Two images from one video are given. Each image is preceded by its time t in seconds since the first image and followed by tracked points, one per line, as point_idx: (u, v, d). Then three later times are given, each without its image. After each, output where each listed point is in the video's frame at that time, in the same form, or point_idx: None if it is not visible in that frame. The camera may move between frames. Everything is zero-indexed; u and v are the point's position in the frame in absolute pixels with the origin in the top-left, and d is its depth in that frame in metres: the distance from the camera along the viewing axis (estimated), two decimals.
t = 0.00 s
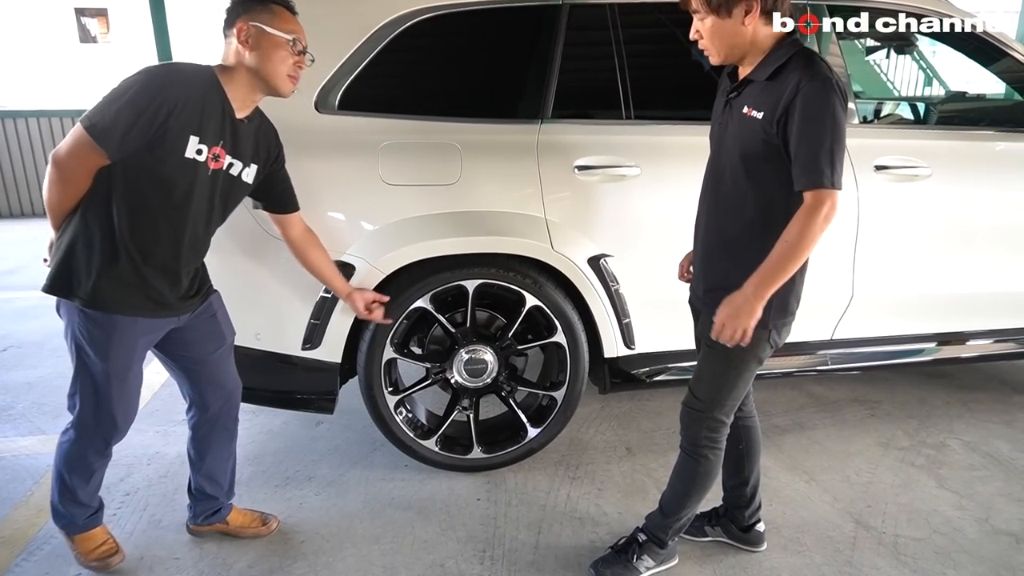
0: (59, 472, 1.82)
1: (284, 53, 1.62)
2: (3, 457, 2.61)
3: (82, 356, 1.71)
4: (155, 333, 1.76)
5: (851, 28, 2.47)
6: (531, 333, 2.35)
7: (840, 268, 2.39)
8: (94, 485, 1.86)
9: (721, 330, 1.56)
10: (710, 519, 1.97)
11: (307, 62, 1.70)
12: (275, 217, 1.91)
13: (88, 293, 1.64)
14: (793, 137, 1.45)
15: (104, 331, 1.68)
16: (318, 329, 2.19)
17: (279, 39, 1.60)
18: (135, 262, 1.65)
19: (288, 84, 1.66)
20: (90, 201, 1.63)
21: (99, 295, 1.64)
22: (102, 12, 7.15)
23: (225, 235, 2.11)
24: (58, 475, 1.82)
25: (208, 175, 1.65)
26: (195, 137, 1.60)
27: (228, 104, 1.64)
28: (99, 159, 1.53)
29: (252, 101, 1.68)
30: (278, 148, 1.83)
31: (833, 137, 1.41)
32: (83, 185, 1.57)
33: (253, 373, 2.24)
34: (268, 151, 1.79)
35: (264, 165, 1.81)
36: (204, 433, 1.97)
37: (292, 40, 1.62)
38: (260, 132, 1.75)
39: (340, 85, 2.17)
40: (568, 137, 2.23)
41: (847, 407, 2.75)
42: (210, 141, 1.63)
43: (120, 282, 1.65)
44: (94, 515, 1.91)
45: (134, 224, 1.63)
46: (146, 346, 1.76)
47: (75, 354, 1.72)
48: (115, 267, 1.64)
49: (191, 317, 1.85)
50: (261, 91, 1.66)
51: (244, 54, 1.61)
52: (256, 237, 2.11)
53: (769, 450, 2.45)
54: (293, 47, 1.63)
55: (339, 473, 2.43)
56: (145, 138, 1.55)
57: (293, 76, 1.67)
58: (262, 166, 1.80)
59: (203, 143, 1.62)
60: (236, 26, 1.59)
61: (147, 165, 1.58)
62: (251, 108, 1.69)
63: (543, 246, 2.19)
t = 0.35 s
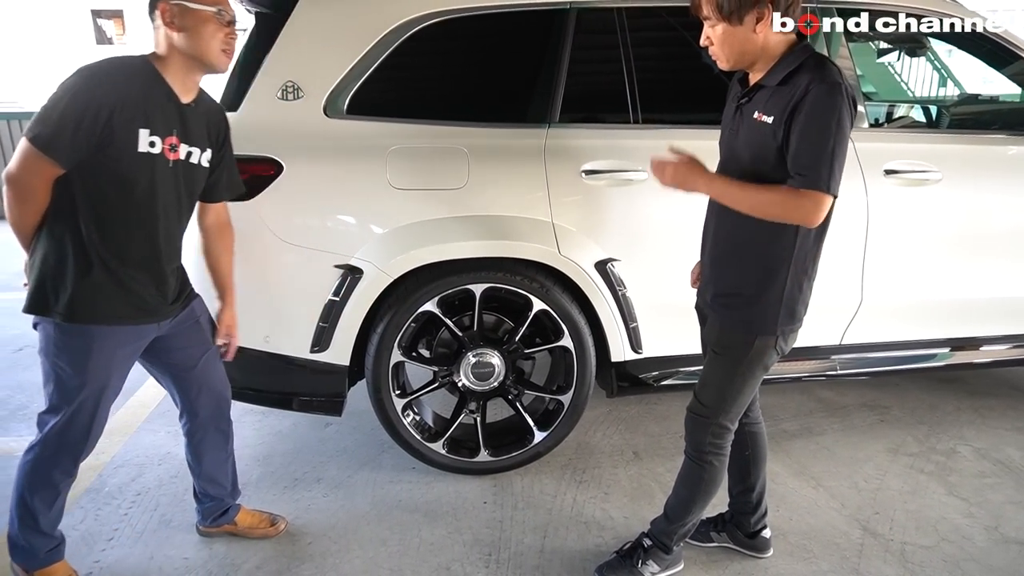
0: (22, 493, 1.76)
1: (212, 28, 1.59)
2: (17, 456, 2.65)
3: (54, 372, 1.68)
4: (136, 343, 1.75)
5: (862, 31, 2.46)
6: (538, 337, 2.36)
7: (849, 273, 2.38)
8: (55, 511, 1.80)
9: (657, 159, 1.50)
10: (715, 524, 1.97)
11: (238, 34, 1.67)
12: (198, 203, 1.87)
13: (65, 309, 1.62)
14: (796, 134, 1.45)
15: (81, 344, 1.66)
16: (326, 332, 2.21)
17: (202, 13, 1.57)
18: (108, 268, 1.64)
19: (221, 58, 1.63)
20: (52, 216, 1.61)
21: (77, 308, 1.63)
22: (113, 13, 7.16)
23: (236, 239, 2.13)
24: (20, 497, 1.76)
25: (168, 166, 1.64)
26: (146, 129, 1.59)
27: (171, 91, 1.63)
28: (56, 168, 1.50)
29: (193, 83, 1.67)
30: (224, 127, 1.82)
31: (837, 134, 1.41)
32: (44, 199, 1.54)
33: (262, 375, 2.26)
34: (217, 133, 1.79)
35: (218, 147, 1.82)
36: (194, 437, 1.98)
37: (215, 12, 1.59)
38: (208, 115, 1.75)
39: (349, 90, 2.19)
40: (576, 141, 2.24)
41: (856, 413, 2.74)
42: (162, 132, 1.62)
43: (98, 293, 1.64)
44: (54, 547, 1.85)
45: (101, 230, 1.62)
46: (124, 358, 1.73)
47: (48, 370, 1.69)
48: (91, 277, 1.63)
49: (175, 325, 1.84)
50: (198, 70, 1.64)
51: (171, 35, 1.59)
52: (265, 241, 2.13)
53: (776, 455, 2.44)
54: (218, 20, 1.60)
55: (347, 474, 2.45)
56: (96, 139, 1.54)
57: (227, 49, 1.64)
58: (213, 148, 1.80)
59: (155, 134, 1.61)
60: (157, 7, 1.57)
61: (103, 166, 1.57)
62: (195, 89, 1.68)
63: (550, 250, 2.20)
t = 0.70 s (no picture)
0: (22, 510, 1.82)
1: (112, 30, 1.65)
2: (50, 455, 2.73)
3: (21, 394, 1.75)
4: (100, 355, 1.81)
5: (884, 45, 2.47)
6: (558, 347, 2.38)
7: (869, 287, 2.37)
8: (61, 519, 1.87)
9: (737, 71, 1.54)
10: (731, 537, 1.97)
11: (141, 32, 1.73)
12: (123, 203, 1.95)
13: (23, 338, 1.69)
14: (806, 144, 1.47)
15: (45, 365, 1.72)
16: (349, 340, 2.26)
17: (100, 16, 1.63)
18: (59, 288, 1.71)
19: (127, 58, 1.70)
20: None
21: (36, 330, 1.69)
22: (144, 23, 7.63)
23: (263, 248, 2.19)
24: (21, 513, 1.82)
25: (100, 175, 1.71)
26: (68, 143, 1.65)
27: (87, 100, 1.70)
28: None
29: (103, 85, 1.74)
30: (141, 126, 1.89)
31: (846, 146, 1.43)
32: None
33: (286, 381, 2.32)
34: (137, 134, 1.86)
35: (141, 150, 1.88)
36: (177, 441, 2.04)
37: (113, 14, 1.65)
38: (124, 118, 1.81)
39: (375, 103, 2.24)
40: (595, 154, 2.26)
41: (877, 428, 2.72)
42: (85, 144, 1.68)
43: (55, 315, 1.70)
44: (72, 552, 1.92)
45: (45, 253, 1.68)
46: (90, 369, 1.80)
47: (14, 394, 1.76)
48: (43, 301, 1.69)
49: (138, 339, 1.90)
50: (105, 72, 1.70)
51: (70, 42, 1.64)
52: (291, 250, 2.19)
53: (795, 468, 2.44)
54: (118, 20, 1.65)
55: (367, 480, 2.49)
56: (18, 164, 1.60)
57: (131, 48, 1.71)
58: (138, 147, 1.87)
59: (79, 147, 1.67)
60: (54, 16, 1.62)
61: (34, 188, 1.63)
62: (106, 90, 1.75)
63: (569, 261, 2.23)
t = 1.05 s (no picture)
0: (43, 512, 1.88)
1: (70, 32, 1.69)
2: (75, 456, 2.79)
3: (32, 398, 1.81)
4: (100, 357, 1.87)
5: (901, 56, 2.49)
6: (572, 354, 2.41)
7: (883, 298, 2.38)
8: (83, 517, 1.93)
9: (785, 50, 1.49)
10: (744, 545, 1.98)
11: (99, 34, 1.77)
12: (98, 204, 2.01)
13: (22, 347, 1.74)
14: (817, 145, 1.48)
15: (52, 369, 1.79)
16: (367, 346, 2.30)
17: (56, 19, 1.67)
18: (50, 294, 1.76)
19: (88, 60, 1.74)
20: None
21: (31, 335, 1.74)
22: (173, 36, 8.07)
23: (283, 255, 2.24)
24: (43, 515, 1.88)
25: (78, 178, 1.76)
26: (41, 151, 1.69)
27: (56, 107, 1.74)
28: None
29: (70, 89, 1.78)
30: (114, 126, 1.94)
31: (858, 153, 1.46)
32: None
33: (304, 386, 2.36)
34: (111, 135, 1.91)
35: (118, 152, 1.93)
36: (167, 445, 2.13)
37: (68, 16, 1.69)
38: (98, 120, 1.86)
39: (393, 113, 2.29)
40: (610, 164, 2.29)
41: (893, 438, 2.71)
42: (58, 150, 1.72)
43: (49, 321, 1.76)
44: (99, 549, 1.98)
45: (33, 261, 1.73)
46: (95, 367, 1.86)
47: (25, 399, 1.83)
48: (38, 309, 1.75)
49: (138, 341, 1.97)
50: (69, 75, 1.75)
51: (30, 48, 1.69)
52: (310, 257, 2.23)
53: (808, 477, 2.44)
54: (75, 22, 1.70)
55: (383, 484, 2.52)
56: None
57: (91, 51, 1.75)
58: (116, 147, 1.93)
59: (52, 154, 1.71)
60: (11, 21, 1.66)
61: (14, 198, 1.67)
62: (73, 94, 1.79)
63: (584, 270, 2.25)
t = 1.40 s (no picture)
0: (55, 509, 1.92)
1: (78, 44, 1.74)
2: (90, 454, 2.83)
3: (38, 398, 1.85)
4: (104, 360, 1.91)
5: (908, 60, 2.51)
6: (581, 355, 2.43)
7: (891, 300, 2.39)
8: (95, 513, 1.97)
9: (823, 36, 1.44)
10: (751, 545, 2.00)
11: (107, 46, 1.82)
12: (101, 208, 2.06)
13: (28, 350, 1.77)
14: (827, 136, 1.49)
15: (57, 369, 1.82)
16: (378, 346, 2.33)
17: (65, 31, 1.72)
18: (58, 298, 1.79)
19: (95, 71, 1.78)
20: None
21: (36, 339, 1.77)
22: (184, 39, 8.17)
23: (296, 257, 2.27)
24: (56, 512, 1.92)
25: (86, 185, 1.79)
26: (51, 159, 1.73)
27: (64, 115, 1.78)
28: None
29: (76, 98, 1.82)
30: (120, 134, 1.98)
31: (867, 147, 1.47)
32: None
33: (315, 386, 2.39)
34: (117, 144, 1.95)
35: (124, 160, 1.96)
36: (179, 440, 2.16)
37: (77, 27, 1.73)
38: (105, 129, 1.90)
39: (405, 117, 2.32)
40: (619, 167, 2.32)
41: (901, 440, 2.72)
42: (67, 157, 1.76)
43: (56, 325, 1.79)
44: (114, 544, 2.02)
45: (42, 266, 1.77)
46: (96, 368, 1.89)
47: (32, 398, 1.86)
48: (45, 313, 1.78)
49: (139, 340, 2.01)
50: (76, 85, 1.79)
51: (39, 57, 1.73)
52: (321, 259, 2.26)
53: (815, 479, 2.45)
54: (84, 34, 1.74)
55: (394, 483, 2.55)
56: (6, 182, 1.69)
57: (99, 62, 1.79)
58: (123, 155, 1.96)
59: (62, 161, 1.75)
60: (22, 31, 1.71)
61: (25, 204, 1.72)
62: (80, 104, 1.83)
63: (593, 272, 2.28)
